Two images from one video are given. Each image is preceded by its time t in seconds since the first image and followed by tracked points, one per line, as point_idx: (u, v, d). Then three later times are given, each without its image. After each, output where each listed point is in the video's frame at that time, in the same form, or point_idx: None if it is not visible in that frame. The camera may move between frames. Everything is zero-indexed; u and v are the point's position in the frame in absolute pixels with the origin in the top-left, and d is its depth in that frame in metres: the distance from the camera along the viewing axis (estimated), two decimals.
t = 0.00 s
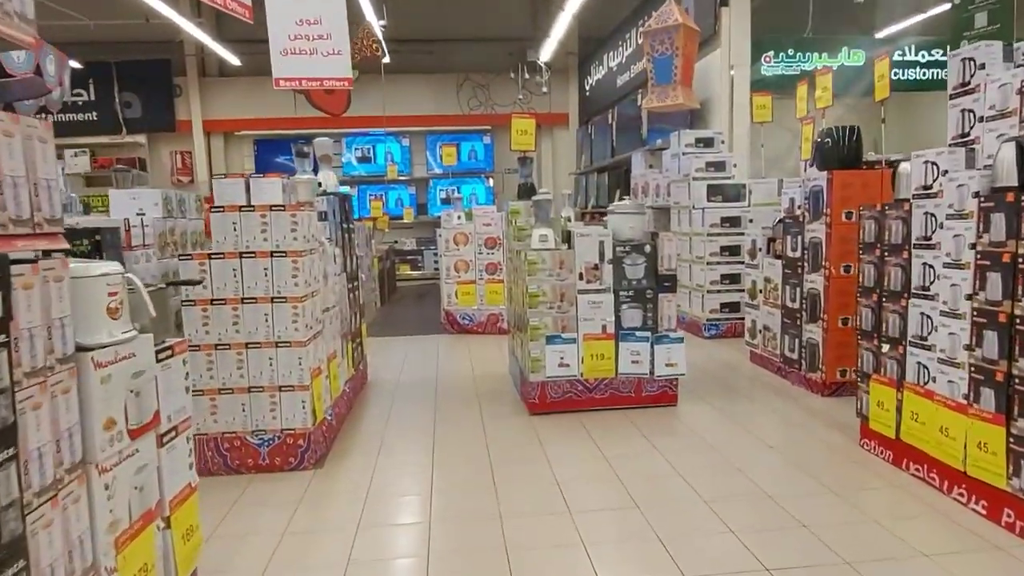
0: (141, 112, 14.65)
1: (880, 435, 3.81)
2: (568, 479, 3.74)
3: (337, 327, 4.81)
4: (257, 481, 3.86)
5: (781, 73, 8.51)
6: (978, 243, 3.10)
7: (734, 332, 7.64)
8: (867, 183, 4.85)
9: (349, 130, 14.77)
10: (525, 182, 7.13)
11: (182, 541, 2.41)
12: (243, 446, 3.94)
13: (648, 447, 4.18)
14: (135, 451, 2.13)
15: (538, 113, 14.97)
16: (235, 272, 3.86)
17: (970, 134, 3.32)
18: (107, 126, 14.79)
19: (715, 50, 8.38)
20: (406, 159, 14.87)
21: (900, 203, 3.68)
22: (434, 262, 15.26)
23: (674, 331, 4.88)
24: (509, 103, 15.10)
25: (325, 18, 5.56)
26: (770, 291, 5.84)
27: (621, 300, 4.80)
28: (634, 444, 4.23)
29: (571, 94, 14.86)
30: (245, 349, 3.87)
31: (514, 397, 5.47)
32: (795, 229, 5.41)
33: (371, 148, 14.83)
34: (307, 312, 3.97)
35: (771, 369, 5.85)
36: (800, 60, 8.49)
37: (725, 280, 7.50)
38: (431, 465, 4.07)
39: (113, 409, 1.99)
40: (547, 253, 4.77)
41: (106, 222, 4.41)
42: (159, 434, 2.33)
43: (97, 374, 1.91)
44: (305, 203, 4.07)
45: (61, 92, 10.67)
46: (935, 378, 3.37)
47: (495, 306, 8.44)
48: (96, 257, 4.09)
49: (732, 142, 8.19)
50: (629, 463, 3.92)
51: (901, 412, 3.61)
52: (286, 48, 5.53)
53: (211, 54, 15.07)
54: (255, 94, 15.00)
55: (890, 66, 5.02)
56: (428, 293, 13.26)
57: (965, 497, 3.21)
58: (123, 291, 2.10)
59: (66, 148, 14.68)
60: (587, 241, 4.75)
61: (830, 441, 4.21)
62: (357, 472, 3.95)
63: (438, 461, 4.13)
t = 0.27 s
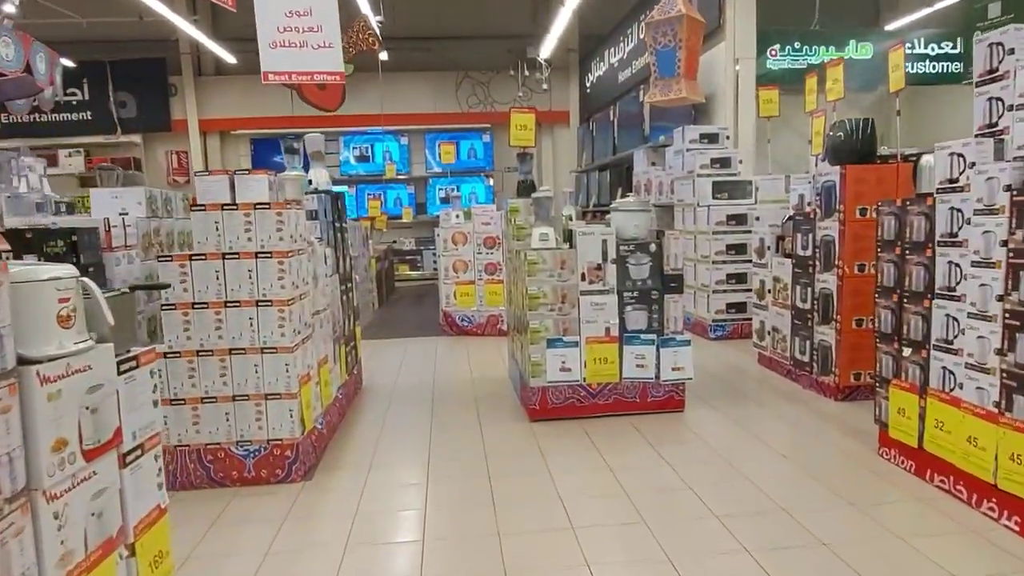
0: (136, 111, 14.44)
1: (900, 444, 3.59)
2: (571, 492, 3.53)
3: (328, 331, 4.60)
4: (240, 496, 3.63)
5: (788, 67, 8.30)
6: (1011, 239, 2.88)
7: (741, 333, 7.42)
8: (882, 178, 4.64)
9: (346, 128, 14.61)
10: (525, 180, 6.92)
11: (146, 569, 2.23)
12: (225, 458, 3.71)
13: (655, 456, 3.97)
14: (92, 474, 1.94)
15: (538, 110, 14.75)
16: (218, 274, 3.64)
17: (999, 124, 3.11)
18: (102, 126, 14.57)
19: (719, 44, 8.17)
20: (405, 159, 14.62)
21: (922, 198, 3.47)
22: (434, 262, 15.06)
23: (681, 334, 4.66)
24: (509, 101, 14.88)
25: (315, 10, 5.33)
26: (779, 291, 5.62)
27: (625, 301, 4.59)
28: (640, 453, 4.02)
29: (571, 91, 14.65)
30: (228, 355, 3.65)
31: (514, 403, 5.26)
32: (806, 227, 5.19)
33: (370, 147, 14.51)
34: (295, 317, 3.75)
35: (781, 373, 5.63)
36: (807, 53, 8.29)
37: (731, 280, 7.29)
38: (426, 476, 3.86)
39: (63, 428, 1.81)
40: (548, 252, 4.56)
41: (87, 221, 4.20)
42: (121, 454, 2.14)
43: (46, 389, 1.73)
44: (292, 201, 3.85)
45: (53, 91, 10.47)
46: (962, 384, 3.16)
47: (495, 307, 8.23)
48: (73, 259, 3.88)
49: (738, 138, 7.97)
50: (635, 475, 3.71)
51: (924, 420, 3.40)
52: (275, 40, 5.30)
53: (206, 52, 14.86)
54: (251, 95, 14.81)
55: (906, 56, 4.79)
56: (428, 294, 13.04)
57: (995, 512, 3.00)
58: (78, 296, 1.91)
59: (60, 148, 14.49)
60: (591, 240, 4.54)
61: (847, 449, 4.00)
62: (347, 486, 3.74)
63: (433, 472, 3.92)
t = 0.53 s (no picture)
0: (133, 111, 14.22)
1: (925, 456, 3.36)
2: (574, 508, 3.30)
3: (318, 336, 4.37)
4: (221, 512, 3.41)
5: (795, 59, 8.08)
6: None
7: (748, 334, 7.18)
8: (899, 171, 4.41)
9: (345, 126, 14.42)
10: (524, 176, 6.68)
11: None
12: (205, 471, 3.49)
13: (661, 467, 3.74)
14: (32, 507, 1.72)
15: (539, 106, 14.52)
16: (197, 278, 3.41)
17: None
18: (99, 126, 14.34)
19: (723, 36, 7.94)
20: (403, 158, 14.38)
21: (947, 192, 3.24)
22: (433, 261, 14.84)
23: (688, 336, 4.42)
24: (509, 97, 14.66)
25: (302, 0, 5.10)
26: (790, 291, 5.39)
27: (628, 302, 4.35)
28: (646, 464, 3.79)
29: (572, 87, 14.42)
30: (208, 362, 3.43)
31: (513, 409, 5.04)
32: (818, 223, 4.95)
33: (367, 145, 14.28)
34: (279, 321, 3.51)
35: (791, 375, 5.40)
36: (814, 45, 8.08)
37: (737, 279, 7.06)
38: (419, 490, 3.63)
39: None
40: (547, 252, 4.32)
41: (66, 222, 3.98)
42: (70, 481, 1.92)
43: None
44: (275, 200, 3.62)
45: (48, 91, 10.21)
46: (993, 392, 2.93)
47: (494, 308, 8.00)
48: (47, 262, 3.67)
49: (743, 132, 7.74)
50: (641, 489, 3.48)
51: (951, 431, 3.17)
52: (261, 32, 5.06)
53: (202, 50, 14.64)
54: (250, 92, 14.60)
55: (923, 43, 4.57)
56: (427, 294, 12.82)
57: None
58: (14, 307, 1.69)
59: (55, 148, 14.26)
60: (593, 237, 4.30)
61: (865, 460, 3.77)
62: (335, 501, 3.50)
63: (426, 486, 3.69)
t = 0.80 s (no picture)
0: (138, 112, 14.07)
1: (959, 476, 3.14)
2: (585, 532, 3.08)
3: (314, 346, 4.13)
4: (208, 536, 3.14)
5: (810, 57, 7.86)
6: None
7: (762, 339, 6.95)
8: (925, 171, 4.20)
9: (350, 127, 14.24)
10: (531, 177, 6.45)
11: None
12: (193, 491, 3.23)
13: (675, 487, 3.52)
14: None
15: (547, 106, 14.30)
16: (183, 286, 3.17)
17: None
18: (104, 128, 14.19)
19: (737, 32, 7.73)
20: (409, 158, 14.20)
21: (987, 193, 3.01)
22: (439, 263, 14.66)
23: (703, 345, 4.19)
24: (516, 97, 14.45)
25: None
26: (808, 296, 5.17)
27: (640, 310, 4.13)
28: (659, 483, 3.57)
29: (580, 86, 14.21)
30: (195, 376, 3.17)
31: (519, 420, 4.83)
32: (841, 225, 4.73)
33: (373, 146, 14.16)
34: (271, 332, 3.28)
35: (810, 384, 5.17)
36: (829, 41, 7.86)
37: (752, 283, 6.82)
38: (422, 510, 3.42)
39: None
40: (555, 257, 4.10)
41: (53, 226, 3.74)
42: (23, 518, 1.71)
43: None
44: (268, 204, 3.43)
45: (51, 93, 10.09)
46: None
47: (501, 312, 7.79)
48: (30, 269, 3.48)
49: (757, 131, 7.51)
50: (654, 511, 3.26)
51: (989, 451, 2.95)
52: (254, 28, 4.85)
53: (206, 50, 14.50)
54: (258, 91, 14.44)
55: (951, 36, 4.34)
56: (433, 296, 12.62)
57: None
58: None
59: (59, 150, 14.13)
60: (602, 242, 4.08)
61: (893, 478, 3.55)
62: (332, 523, 3.27)
63: (428, 506, 3.47)
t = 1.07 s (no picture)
0: (140, 110, 13.89)
1: (1000, 493, 2.92)
2: (597, 551, 2.87)
3: (312, 350, 3.92)
4: (196, 555, 2.93)
5: (825, 51, 7.62)
6: None
7: (777, 342, 6.72)
8: (956, 167, 4.00)
9: (354, 125, 14.02)
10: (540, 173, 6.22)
11: None
12: (180, 506, 3.03)
13: (694, 500, 3.31)
14: None
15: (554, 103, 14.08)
16: (169, 289, 2.98)
17: None
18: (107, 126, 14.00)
19: (750, 26, 7.49)
20: (414, 156, 13.98)
21: None
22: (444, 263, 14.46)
23: (721, 350, 3.98)
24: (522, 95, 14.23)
25: None
26: (830, 298, 4.94)
27: (654, 313, 3.92)
28: (674, 496, 3.36)
29: (587, 83, 13.96)
30: (182, 385, 2.98)
31: (527, 428, 4.62)
32: (865, 224, 4.49)
33: (378, 144, 13.96)
34: (264, 337, 3.08)
35: (831, 391, 4.94)
36: (846, 34, 7.61)
37: (767, 284, 6.61)
38: (425, 527, 3.19)
39: None
40: (565, 257, 3.89)
41: (38, 223, 3.56)
42: None
43: None
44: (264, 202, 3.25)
45: (51, 89, 9.95)
46: None
47: (507, 313, 7.57)
48: (8, 270, 3.28)
49: (771, 126, 7.28)
50: (672, 527, 3.05)
51: None
52: (247, 19, 4.65)
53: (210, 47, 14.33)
54: (263, 88, 14.23)
55: (984, 23, 4.11)
56: (438, 297, 12.41)
57: None
58: None
59: (61, 148, 13.99)
60: (616, 241, 3.87)
61: (925, 493, 3.33)
62: (329, 540, 3.06)
63: (431, 521, 3.25)
